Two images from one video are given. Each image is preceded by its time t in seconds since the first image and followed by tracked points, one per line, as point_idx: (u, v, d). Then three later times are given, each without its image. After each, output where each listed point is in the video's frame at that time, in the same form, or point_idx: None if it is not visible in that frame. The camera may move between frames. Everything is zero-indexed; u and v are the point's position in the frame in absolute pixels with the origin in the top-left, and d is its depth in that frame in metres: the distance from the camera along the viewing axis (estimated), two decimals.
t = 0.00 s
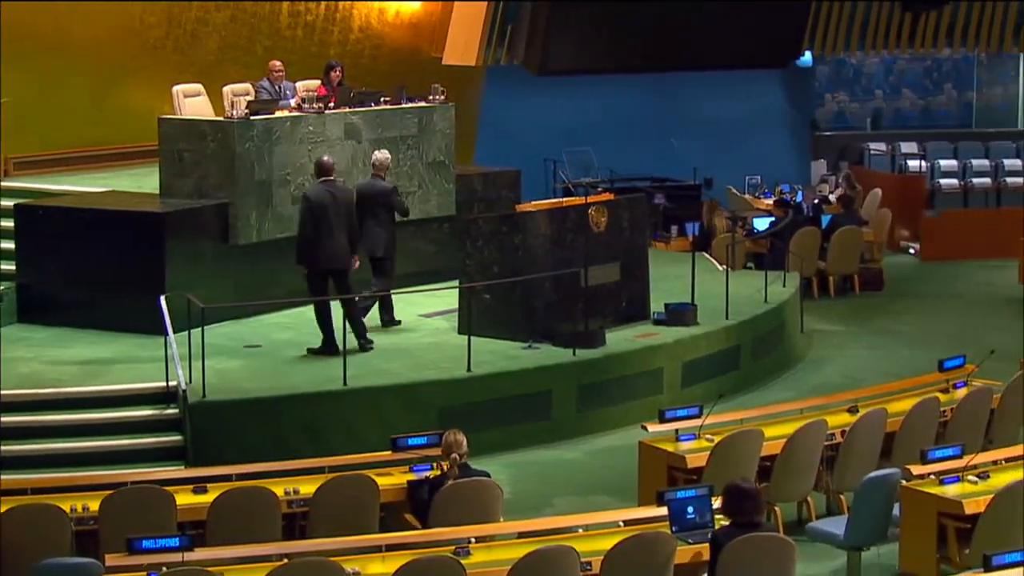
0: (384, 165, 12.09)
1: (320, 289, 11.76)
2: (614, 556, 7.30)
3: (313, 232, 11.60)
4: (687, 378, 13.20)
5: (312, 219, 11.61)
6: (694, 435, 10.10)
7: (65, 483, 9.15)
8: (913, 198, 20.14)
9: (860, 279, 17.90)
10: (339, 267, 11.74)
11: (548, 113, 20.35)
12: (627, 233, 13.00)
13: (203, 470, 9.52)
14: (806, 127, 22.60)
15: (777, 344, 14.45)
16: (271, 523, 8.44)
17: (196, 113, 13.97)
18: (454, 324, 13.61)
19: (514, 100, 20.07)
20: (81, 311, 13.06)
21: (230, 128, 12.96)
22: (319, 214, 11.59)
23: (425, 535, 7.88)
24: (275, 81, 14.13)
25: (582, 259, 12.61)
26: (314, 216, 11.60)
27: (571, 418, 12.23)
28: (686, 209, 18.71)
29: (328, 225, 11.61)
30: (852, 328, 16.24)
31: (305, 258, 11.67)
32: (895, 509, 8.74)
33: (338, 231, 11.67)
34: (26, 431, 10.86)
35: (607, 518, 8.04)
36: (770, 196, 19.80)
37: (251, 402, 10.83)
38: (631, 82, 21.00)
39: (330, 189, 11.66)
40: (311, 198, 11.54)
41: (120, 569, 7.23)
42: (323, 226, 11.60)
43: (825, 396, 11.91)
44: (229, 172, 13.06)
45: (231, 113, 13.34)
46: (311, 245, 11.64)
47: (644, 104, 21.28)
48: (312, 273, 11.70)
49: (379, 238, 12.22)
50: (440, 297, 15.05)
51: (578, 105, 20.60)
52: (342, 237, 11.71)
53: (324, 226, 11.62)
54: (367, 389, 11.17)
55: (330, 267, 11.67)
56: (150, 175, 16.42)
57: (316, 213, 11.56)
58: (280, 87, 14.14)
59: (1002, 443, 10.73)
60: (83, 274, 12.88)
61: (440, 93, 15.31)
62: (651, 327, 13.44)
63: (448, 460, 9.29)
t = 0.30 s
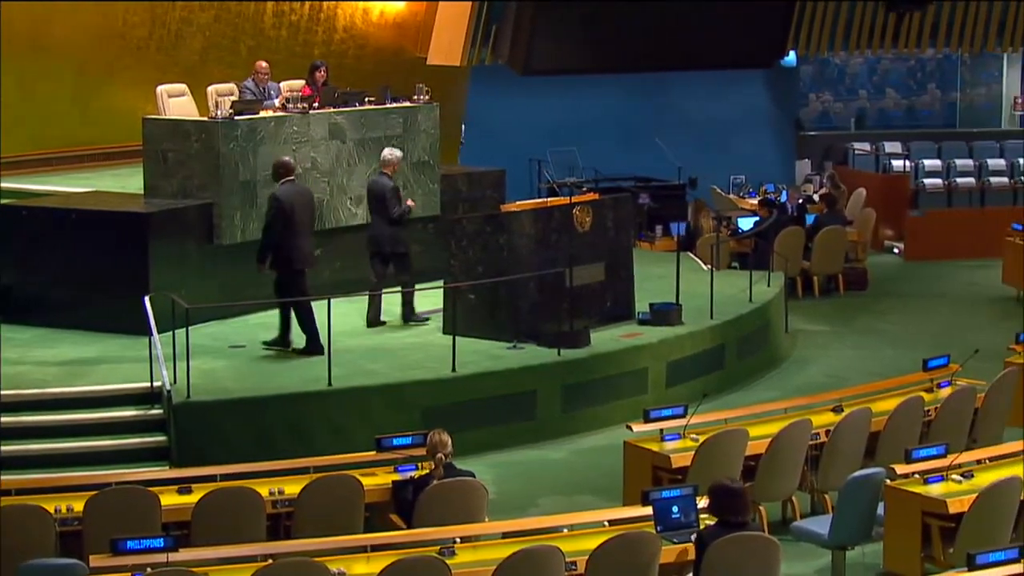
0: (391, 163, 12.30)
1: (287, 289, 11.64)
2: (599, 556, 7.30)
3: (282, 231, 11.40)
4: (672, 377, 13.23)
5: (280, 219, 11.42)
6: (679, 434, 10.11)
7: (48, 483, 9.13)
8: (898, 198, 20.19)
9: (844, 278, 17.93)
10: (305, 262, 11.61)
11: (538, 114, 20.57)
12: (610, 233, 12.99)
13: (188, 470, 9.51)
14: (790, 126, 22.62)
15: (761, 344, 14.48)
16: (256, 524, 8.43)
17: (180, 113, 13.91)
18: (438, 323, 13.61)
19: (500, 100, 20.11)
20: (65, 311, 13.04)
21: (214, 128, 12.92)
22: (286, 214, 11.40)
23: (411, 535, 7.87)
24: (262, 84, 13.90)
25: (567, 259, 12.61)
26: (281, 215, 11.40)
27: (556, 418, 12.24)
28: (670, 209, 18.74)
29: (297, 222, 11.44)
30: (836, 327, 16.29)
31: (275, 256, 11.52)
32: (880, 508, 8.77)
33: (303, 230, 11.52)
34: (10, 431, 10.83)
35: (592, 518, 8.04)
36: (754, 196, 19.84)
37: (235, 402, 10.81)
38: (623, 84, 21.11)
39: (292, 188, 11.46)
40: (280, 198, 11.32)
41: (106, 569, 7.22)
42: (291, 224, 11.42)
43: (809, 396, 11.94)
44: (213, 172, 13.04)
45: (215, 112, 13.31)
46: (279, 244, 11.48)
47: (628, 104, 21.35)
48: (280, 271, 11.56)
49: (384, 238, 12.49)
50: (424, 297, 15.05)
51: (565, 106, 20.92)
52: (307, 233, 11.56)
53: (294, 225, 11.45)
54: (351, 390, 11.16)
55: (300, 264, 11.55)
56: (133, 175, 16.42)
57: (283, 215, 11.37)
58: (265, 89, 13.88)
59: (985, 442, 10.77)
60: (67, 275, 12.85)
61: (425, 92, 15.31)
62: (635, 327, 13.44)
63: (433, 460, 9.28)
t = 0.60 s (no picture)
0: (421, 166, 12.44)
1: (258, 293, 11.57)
2: (599, 557, 7.29)
3: (253, 234, 11.35)
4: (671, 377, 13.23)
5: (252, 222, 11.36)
6: (678, 434, 10.12)
7: (47, 483, 9.13)
8: (897, 197, 20.19)
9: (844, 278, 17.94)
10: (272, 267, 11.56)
11: (534, 113, 20.77)
12: (609, 232, 13.00)
13: (187, 470, 9.50)
14: (790, 126, 22.54)
15: (760, 344, 14.50)
16: (255, 524, 8.42)
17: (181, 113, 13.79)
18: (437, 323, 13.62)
19: (498, 99, 20.20)
20: (64, 311, 13.04)
21: (213, 128, 12.91)
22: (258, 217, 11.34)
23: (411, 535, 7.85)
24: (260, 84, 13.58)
25: (566, 259, 12.62)
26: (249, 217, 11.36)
27: (555, 418, 12.25)
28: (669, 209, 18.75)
29: (268, 225, 11.40)
30: (836, 327, 16.29)
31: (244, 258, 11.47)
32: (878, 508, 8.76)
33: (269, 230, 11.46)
34: (10, 431, 10.84)
35: (591, 518, 8.04)
36: (754, 195, 19.86)
37: (234, 402, 10.80)
38: (621, 84, 21.16)
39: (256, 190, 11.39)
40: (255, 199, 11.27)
41: (105, 569, 7.21)
42: (261, 227, 11.38)
43: (807, 396, 11.94)
44: (213, 172, 13.03)
45: (215, 112, 13.30)
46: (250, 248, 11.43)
47: (626, 104, 21.42)
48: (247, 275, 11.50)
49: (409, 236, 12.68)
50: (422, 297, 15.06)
51: (564, 105, 21.06)
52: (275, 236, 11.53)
53: (263, 228, 11.42)
54: (350, 389, 11.15)
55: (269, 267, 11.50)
56: (133, 175, 16.45)
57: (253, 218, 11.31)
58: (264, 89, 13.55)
59: (985, 442, 10.78)
60: (67, 274, 12.86)
61: (424, 93, 15.34)
62: (635, 327, 13.44)
63: (431, 460, 9.28)
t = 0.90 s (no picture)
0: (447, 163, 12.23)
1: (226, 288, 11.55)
2: (599, 557, 7.30)
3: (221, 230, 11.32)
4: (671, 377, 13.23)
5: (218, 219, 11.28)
6: (678, 434, 10.12)
7: (47, 483, 9.14)
8: (897, 197, 20.18)
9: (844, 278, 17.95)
10: (235, 262, 11.56)
11: (537, 114, 20.69)
12: (609, 232, 13.00)
13: (186, 470, 9.50)
14: (789, 126, 22.61)
15: (760, 343, 14.51)
16: (254, 524, 8.42)
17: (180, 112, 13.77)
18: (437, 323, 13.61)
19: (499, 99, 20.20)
20: (64, 311, 13.04)
21: (213, 129, 12.92)
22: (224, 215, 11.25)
23: (411, 535, 7.85)
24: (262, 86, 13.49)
25: (566, 260, 12.62)
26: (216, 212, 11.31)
27: (555, 418, 12.25)
28: (670, 210, 18.75)
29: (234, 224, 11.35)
30: (836, 327, 16.29)
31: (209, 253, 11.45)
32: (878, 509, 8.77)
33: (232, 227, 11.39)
34: (10, 431, 10.85)
35: (591, 518, 8.04)
36: (754, 195, 19.87)
37: (234, 402, 10.80)
38: (620, 84, 21.17)
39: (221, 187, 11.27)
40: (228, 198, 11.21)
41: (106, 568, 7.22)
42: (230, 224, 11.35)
43: (808, 397, 11.94)
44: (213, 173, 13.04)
45: (215, 112, 13.30)
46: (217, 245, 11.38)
47: (626, 105, 21.44)
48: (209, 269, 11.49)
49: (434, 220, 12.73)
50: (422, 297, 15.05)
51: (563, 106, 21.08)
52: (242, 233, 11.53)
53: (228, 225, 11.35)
54: (349, 389, 11.15)
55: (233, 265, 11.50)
56: (134, 175, 16.46)
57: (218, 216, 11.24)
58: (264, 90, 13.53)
59: (985, 442, 10.78)
60: (67, 274, 12.87)
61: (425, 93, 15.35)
62: (635, 327, 13.43)
63: (431, 460, 9.27)
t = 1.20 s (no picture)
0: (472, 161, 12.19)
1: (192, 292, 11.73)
2: (598, 558, 7.30)
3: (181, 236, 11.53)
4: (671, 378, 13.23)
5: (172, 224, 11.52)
6: (678, 434, 10.12)
7: (47, 483, 9.14)
8: (897, 197, 20.17)
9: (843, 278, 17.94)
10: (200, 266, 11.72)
11: (537, 114, 20.73)
12: (609, 232, 12.99)
13: (186, 470, 9.50)
14: (789, 126, 22.58)
15: (760, 343, 14.50)
16: (254, 525, 8.42)
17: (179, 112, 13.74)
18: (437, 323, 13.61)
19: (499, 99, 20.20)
20: (64, 311, 13.04)
21: (213, 129, 12.91)
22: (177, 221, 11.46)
23: (411, 535, 7.84)
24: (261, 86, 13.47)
25: (566, 260, 12.61)
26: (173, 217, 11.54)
27: (555, 418, 12.25)
28: (670, 209, 18.75)
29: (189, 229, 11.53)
30: (836, 327, 16.29)
31: (171, 261, 11.61)
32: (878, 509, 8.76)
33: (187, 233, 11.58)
34: (10, 431, 10.85)
35: (591, 518, 8.04)
36: (754, 195, 19.86)
37: (233, 402, 10.80)
38: (620, 84, 21.18)
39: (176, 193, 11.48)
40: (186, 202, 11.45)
41: (105, 568, 7.22)
42: (189, 228, 11.59)
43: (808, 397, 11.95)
44: (213, 173, 13.03)
45: (215, 112, 13.27)
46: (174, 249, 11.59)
47: (626, 105, 21.45)
48: (173, 278, 11.61)
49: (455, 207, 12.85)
50: (422, 297, 15.05)
51: (564, 106, 21.10)
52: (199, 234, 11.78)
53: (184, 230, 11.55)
54: (349, 389, 11.15)
55: (200, 266, 11.73)
56: (134, 175, 16.46)
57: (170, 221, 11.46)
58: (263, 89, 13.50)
59: (985, 442, 10.77)
60: (67, 275, 12.87)
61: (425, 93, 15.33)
62: (635, 327, 13.43)
63: (431, 460, 9.27)
